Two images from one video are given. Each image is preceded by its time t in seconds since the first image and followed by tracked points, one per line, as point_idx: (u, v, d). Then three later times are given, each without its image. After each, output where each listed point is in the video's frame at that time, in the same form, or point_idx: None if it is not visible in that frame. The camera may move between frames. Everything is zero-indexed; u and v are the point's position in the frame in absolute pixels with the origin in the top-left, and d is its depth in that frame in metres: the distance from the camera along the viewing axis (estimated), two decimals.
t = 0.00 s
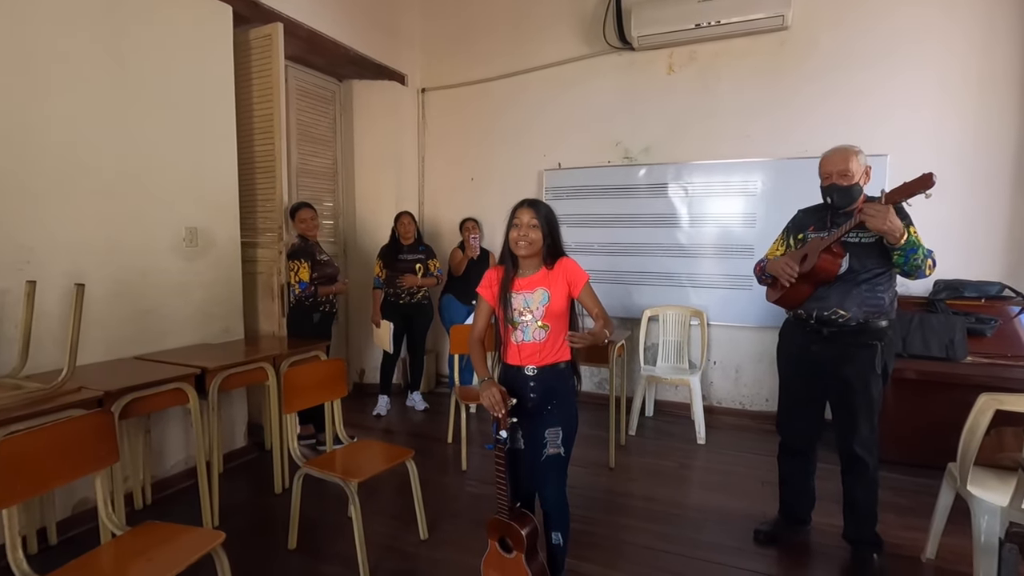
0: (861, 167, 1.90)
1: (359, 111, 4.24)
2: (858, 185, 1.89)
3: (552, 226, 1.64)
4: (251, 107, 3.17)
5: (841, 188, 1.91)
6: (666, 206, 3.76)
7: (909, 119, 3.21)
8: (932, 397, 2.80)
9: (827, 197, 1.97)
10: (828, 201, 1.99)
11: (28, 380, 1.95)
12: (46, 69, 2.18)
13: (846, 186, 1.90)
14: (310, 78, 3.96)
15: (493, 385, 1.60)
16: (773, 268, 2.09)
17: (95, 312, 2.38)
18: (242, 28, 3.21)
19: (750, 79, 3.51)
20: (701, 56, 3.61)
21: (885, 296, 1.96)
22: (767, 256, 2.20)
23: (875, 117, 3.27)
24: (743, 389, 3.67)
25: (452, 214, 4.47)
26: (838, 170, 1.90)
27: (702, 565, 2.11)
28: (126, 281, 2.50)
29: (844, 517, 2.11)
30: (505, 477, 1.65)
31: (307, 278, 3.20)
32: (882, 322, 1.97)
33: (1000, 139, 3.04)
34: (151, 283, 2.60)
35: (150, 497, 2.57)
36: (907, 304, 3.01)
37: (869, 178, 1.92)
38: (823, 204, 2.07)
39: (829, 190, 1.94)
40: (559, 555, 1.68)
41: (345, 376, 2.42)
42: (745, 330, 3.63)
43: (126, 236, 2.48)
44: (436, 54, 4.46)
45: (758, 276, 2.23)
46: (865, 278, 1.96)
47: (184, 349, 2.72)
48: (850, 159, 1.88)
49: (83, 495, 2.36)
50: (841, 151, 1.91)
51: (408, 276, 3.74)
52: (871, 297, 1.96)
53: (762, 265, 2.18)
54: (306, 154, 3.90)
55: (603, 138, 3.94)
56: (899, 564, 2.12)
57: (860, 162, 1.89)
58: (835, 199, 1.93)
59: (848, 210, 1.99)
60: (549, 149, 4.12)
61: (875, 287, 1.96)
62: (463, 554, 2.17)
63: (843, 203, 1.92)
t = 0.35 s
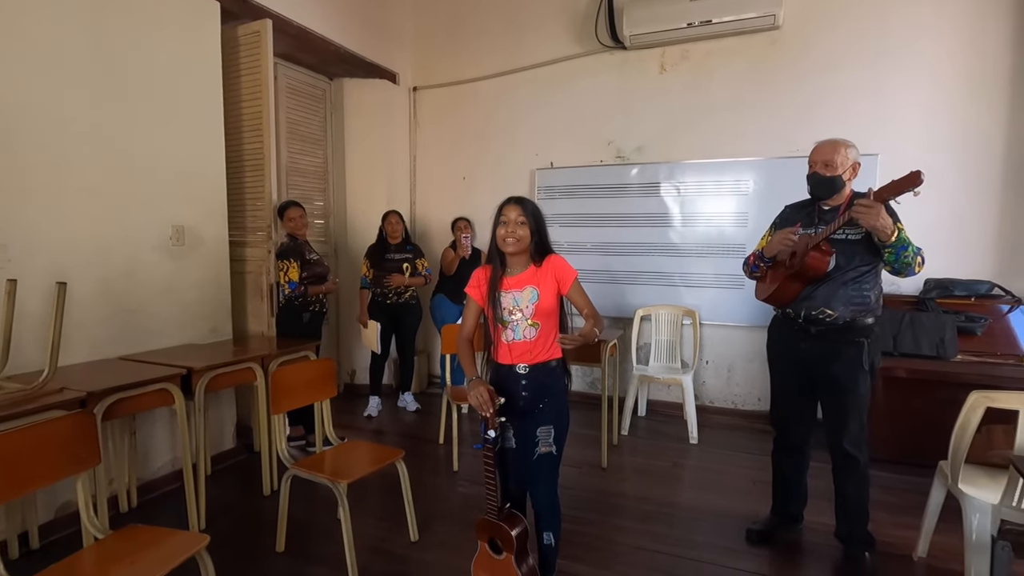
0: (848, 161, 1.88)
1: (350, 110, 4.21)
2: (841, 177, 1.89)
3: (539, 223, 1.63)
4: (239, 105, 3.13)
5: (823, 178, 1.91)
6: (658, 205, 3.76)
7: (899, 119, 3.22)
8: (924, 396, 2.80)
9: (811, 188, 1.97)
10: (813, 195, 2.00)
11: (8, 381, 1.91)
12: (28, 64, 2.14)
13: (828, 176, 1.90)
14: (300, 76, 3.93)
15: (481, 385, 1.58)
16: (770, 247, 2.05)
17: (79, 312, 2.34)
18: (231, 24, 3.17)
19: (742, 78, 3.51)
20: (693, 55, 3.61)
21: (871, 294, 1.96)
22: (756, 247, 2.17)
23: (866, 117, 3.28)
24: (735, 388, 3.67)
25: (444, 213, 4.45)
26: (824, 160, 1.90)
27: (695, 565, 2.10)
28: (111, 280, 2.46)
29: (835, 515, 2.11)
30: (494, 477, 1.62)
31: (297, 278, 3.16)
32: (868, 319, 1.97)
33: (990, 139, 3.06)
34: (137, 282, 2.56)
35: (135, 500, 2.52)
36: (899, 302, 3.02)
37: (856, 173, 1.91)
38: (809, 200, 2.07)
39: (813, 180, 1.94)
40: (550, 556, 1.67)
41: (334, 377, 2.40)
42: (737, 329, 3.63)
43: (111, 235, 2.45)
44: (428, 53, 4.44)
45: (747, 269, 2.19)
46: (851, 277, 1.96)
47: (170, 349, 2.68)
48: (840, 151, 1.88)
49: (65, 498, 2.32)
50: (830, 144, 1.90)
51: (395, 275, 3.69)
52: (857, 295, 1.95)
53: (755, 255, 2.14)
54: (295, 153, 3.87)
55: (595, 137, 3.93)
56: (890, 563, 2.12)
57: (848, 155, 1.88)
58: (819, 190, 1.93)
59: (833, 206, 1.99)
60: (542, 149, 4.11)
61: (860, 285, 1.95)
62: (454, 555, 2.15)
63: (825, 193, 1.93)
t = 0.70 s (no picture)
0: (839, 166, 1.90)
1: (341, 109, 4.18)
2: (830, 182, 1.90)
3: (532, 226, 1.62)
4: (229, 105, 3.10)
5: (812, 181, 1.93)
6: (650, 206, 3.77)
7: (889, 120, 3.25)
8: (912, 395, 2.84)
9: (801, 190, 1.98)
10: (802, 198, 2.02)
11: None
12: (14, 64, 2.10)
13: (816, 179, 1.92)
14: (290, 75, 3.89)
15: (475, 388, 1.57)
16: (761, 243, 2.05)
17: (68, 315, 2.31)
18: (220, 23, 3.14)
19: (734, 80, 3.53)
20: (685, 56, 3.62)
21: (854, 297, 1.97)
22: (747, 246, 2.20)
23: (856, 119, 3.31)
24: (726, 388, 3.69)
25: (436, 213, 4.43)
26: (815, 163, 1.92)
27: (688, 566, 2.11)
28: (100, 283, 2.43)
29: (825, 515, 2.12)
30: (489, 481, 1.62)
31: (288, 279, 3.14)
32: (851, 321, 1.98)
33: (976, 141, 3.10)
34: (127, 284, 2.53)
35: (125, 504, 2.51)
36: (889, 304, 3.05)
37: (846, 178, 1.92)
38: (801, 202, 2.08)
39: (803, 181, 1.96)
40: (543, 559, 1.66)
41: (326, 379, 2.38)
42: (728, 330, 3.66)
43: (100, 237, 2.42)
44: (419, 52, 4.42)
45: (736, 266, 2.23)
46: (835, 280, 1.98)
47: (160, 352, 2.66)
48: (832, 154, 1.90)
49: (54, 503, 2.29)
50: (824, 146, 1.92)
51: (380, 277, 3.69)
52: (841, 298, 1.97)
53: (744, 254, 2.17)
54: (286, 153, 3.83)
55: (588, 138, 3.94)
56: (880, 562, 2.14)
57: (839, 160, 1.89)
58: (808, 193, 1.94)
59: (821, 210, 2.01)
60: (534, 149, 4.10)
61: (844, 289, 1.97)
62: (448, 558, 2.15)
63: (814, 196, 1.93)
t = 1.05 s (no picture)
0: (828, 177, 1.92)
1: (331, 110, 4.17)
2: (819, 194, 1.93)
3: (539, 237, 1.65)
4: (218, 105, 3.09)
5: (801, 192, 1.96)
6: (640, 208, 3.79)
7: (875, 124, 3.29)
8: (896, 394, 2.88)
9: (791, 199, 2.01)
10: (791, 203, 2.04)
11: None
12: None
13: (806, 191, 1.94)
14: (280, 76, 3.88)
15: (462, 390, 1.58)
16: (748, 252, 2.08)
17: (54, 317, 2.29)
18: (209, 23, 3.12)
19: (722, 83, 3.56)
20: (674, 59, 3.65)
21: (837, 300, 2.01)
22: (732, 250, 2.24)
23: (841, 122, 3.35)
24: (715, 388, 3.73)
25: (427, 214, 4.43)
26: (804, 174, 1.94)
27: (677, 566, 2.13)
28: (87, 285, 2.41)
29: (810, 514, 2.13)
30: (475, 481, 1.64)
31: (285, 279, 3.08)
32: (833, 324, 2.02)
33: (959, 144, 3.15)
34: (114, 286, 2.51)
35: (112, 508, 2.48)
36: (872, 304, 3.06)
37: (835, 188, 1.95)
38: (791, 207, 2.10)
39: (792, 192, 1.99)
40: (533, 558, 1.67)
41: (316, 381, 2.38)
42: (716, 330, 3.69)
43: (87, 239, 2.40)
44: (410, 53, 4.42)
45: (723, 270, 2.26)
46: (819, 283, 2.01)
47: (148, 354, 2.64)
48: (821, 164, 1.92)
49: (40, 507, 2.27)
50: (813, 156, 1.94)
51: (364, 278, 3.66)
52: (824, 301, 2.00)
53: (731, 259, 2.21)
54: (276, 153, 3.81)
55: (578, 140, 3.96)
56: (864, 559, 2.17)
57: (828, 171, 1.91)
58: (798, 203, 1.97)
59: (810, 216, 2.03)
60: (525, 151, 4.12)
61: (827, 292, 2.00)
62: (438, 559, 2.16)
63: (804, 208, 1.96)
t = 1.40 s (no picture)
0: (820, 172, 1.94)
1: (317, 103, 4.13)
2: (810, 188, 1.96)
3: (552, 243, 1.65)
4: (201, 97, 3.04)
5: (793, 187, 1.98)
6: (627, 203, 3.80)
7: (858, 120, 3.33)
8: (879, 386, 2.92)
9: (783, 192, 2.04)
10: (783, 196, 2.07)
11: None
12: None
13: (799, 186, 1.97)
14: (265, 68, 3.83)
15: (446, 382, 1.58)
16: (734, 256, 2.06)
17: (32, 311, 2.24)
18: (192, 13, 3.07)
19: (708, 79, 3.58)
20: (661, 55, 3.67)
21: (822, 295, 2.02)
22: (722, 244, 2.24)
23: (825, 118, 3.39)
24: (702, 381, 3.75)
25: (414, 210, 4.41)
26: (797, 169, 1.96)
27: (665, 556, 2.14)
28: (66, 278, 2.36)
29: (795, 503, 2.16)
30: (462, 472, 1.65)
31: (274, 273, 3.09)
32: (818, 317, 2.03)
33: (940, 140, 3.20)
34: (94, 280, 2.47)
35: (93, 505, 2.44)
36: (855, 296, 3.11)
37: (828, 183, 1.97)
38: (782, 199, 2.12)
39: (785, 186, 2.02)
40: (520, 550, 1.67)
41: (302, 375, 2.35)
42: (703, 324, 3.71)
43: (66, 231, 2.35)
44: (396, 47, 4.39)
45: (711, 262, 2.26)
46: (804, 278, 2.02)
47: (130, 349, 2.59)
48: (814, 159, 1.93)
49: (17, 505, 2.22)
50: (806, 150, 1.96)
51: (350, 273, 3.64)
52: (809, 295, 2.01)
53: (719, 252, 2.20)
54: (261, 147, 3.76)
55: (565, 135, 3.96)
56: (848, 547, 2.20)
57: (820, 167, 1.93)
58: (788, 196, 2.00)
59: (801, 211, 2.04)
60: (512, 146, 4.11)
61: (813, 286, 2.02)
62: (426, 553, 2.15)
63: (795, 202, 2.00)
